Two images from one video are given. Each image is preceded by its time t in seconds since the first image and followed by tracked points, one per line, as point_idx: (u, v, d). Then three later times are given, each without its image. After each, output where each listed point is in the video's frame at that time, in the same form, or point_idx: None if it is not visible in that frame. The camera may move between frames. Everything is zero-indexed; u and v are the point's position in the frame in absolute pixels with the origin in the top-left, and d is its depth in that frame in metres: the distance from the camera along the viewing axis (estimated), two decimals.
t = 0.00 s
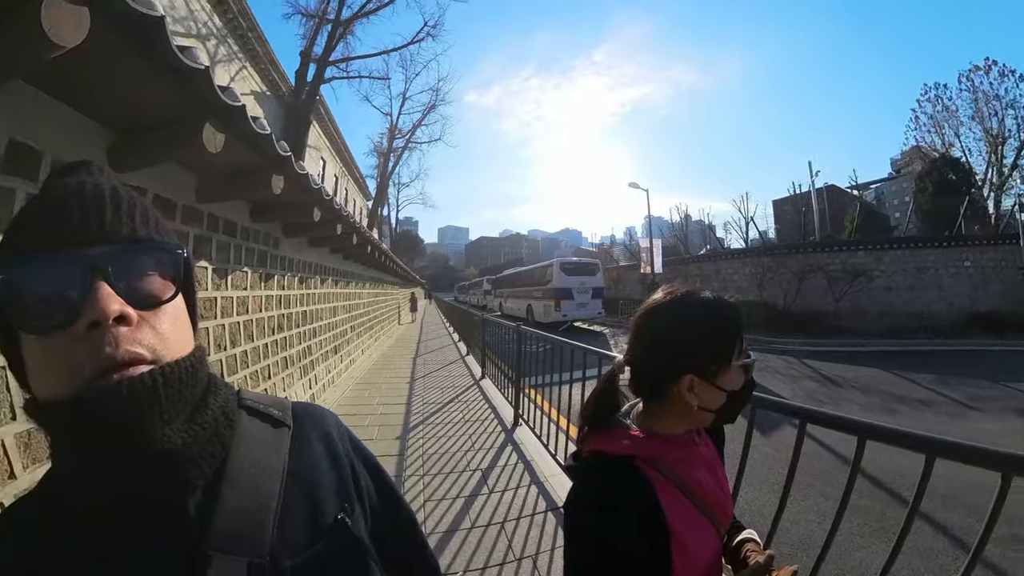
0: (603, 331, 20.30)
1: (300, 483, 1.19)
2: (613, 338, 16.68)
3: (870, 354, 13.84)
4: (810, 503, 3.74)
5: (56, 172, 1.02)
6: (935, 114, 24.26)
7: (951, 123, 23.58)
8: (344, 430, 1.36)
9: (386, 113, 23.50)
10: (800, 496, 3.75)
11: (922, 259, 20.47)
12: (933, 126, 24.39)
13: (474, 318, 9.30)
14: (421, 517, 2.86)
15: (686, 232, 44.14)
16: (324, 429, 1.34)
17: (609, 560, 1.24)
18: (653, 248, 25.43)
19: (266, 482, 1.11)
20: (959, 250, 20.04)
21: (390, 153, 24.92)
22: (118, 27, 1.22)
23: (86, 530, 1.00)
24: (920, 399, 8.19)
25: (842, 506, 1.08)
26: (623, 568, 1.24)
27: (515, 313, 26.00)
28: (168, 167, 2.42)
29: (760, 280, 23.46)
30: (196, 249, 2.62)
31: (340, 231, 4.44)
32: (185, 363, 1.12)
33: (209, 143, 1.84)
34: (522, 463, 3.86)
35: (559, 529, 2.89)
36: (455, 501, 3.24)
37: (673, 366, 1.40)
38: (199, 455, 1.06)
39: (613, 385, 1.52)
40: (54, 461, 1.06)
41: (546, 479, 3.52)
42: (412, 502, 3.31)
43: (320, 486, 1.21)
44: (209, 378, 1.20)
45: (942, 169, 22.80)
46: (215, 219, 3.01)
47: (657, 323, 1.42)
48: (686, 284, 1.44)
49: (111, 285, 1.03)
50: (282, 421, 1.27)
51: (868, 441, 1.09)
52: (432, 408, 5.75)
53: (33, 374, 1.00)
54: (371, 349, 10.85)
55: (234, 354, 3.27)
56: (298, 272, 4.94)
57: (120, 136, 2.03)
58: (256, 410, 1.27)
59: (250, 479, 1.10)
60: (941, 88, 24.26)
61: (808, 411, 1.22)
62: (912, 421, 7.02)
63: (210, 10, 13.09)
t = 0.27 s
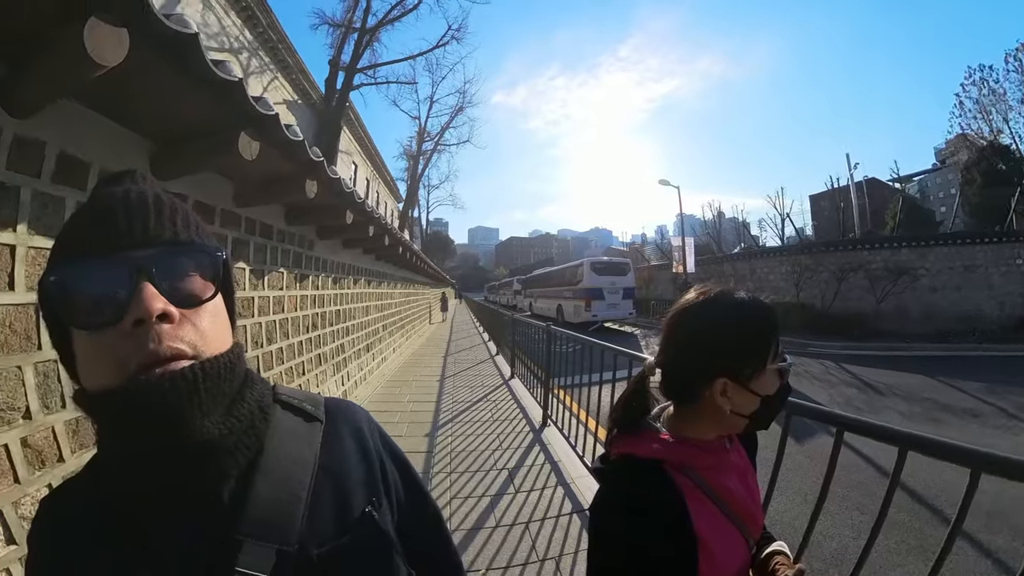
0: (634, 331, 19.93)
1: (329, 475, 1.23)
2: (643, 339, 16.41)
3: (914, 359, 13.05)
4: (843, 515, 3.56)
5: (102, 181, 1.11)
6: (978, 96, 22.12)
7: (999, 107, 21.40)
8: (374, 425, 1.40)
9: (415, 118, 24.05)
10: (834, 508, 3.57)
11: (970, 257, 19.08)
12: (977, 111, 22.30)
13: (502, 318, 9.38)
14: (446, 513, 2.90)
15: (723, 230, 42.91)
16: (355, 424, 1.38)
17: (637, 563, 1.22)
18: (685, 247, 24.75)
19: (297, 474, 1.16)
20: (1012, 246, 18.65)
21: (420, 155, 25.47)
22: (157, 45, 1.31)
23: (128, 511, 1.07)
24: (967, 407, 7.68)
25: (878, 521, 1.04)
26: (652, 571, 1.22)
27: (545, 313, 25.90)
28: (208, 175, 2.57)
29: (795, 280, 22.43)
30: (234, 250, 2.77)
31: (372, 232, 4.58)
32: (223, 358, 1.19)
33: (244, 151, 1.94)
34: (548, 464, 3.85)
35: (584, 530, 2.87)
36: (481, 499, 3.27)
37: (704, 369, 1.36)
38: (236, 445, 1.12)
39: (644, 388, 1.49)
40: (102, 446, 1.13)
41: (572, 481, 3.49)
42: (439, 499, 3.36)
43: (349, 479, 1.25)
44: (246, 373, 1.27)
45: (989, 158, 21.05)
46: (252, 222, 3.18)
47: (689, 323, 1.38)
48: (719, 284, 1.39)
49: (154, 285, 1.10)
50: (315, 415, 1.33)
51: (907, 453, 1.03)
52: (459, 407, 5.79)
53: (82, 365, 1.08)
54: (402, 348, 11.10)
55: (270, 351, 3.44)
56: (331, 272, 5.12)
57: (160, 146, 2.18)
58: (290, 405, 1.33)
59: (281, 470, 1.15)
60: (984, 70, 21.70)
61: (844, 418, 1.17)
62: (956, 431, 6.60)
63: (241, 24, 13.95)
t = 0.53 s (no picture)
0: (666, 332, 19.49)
1: (359, 469, 1.27)
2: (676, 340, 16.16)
3: (962, 364, 12.36)
4: (878, 530, 3.39)
5: (145, 190, 1.20)
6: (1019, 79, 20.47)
7: None
8: (404, 423, 1.44)
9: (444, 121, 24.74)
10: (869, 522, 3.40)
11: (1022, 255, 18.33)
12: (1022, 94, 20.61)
13: (532, 318, 9.44)
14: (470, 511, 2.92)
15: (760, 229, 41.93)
16: (385, 421, 1.42)
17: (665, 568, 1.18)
18: (718, 246, 24.13)
19: (327, 466, 1.21)
20: None
21: (449, 156, 26.26)
22: (192, 60, 1.40)
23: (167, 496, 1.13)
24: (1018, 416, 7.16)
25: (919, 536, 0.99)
26: None
27: (575, 313, 25.86)
28: (246, 181, 2.71)
29: (835, 279, 22.33)
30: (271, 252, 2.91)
31: (403, 233, 4.72)
32: (259, 354, 1.25)
33: (278, 157, 2.05)
34: (575, 465, 3.81)
35: (608, 534, 2.83)
36: (507, 498, 3.28)
37: (737, 372, 1.31)
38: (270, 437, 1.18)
39: (675, 390, 1.46)
40: (146, 435, 1.20)
41: (598, 484, 3.44)
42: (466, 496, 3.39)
43: (377, 473, 1.29)
44: (282, 370, 1.33)
45: None
46: (288, 225, 3.32)
47: (722, 323, 1.33)
48: (754, 284, 1.34)
49: (195, 285, 1.18)
50: (346, 411, 1.37)
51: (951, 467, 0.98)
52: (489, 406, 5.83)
53: (128, 359, 1.17)
54: (433, 346, 11.32)
55: (305, 348, 3.59)
56: (364, 272, 5.32)
57: (199, 155, 2.33)
58: (323, 402, 1.38)
59: (313, 462, 1.20)
60: None
61: (885, 427, 1.11)
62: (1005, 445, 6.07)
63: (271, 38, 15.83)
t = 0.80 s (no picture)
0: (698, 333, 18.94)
1: (390, 462, 1.33)
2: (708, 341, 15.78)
3: (1006, 369, 11.51)
4: (911, 548, 3.22)
5: (191, 198, 1.29)
6: None
7: None
8: (435, 419, 1.49)
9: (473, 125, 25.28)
10: (902, 538, 3.24)
11: None
12: None
13: (561, 318, 9.44)
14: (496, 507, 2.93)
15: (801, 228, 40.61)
16: (417, 417, 1.47)
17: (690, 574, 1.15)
18: (752, 245, 23.59)
19: (359, 459, 1.26)
20: None
21: (479, 159, 26.72)
22: (231, 77, 1.50)
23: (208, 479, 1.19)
24: None
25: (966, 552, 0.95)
26: None
27: (606, 313, 25.51)
28: (283, 188, 2.86)
29: (873, 279, 21.23)
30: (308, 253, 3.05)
31: (434, 235, 4.84)
32: (297, 350, 1.32)
33: (315, 164, 2.16)
34: (602, 466, 3.76)
35: (634, 536, 2.78)
36: (533, 497, 3.28)
37: (771, 376, 1.26)
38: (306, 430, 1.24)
39: (704, 392, 1.42)
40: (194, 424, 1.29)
41: (626, 486, 3.38)
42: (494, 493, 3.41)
43: (407, 466, 1.33)
44: (319, 365, 1.40)
45: None
46: (325, 228, 3.46)
47: (757, 324, 1.28)
48: (790, 284, 1.29)
49: (238, 286, 1.26)
50: (379, 406, 1.43)
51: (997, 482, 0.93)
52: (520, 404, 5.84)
53: (176, 354, 1.26)
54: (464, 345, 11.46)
55: (341, 345, 3.73)
56: (397, 273, 5.50)
57: (239, 164, 2.48)
58: (358, 396, 1.44)
59: (346, 454, 1.26)
60: None
61: (928, 438, 1.07)
62: None
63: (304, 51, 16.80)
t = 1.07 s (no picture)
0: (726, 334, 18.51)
1: (423, 453, 1.40)
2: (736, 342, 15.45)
3: None
4: (942, 565, 3.08)
5: (241, 205, 1.42)
6: None
7: None
8: (467, 413, 1.55)
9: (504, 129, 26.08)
10: (932, 554, 3.10)
11: None
12: None
13: (592, 317, 9.45)
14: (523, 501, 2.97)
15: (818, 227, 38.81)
16: (450, 411, 1.53)
17: None
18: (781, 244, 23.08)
19: (394, 450, 1.34)
20: None
21: (509, 164, 27.42)
22: (272, 93, 1.62)
23: (253, 463, 1.27)
24: None
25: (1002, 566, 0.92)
26: None
27: (635, 313, 25.22)
28: (326, 195, 3.04)
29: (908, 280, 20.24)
30: (349, 255, 3.21)
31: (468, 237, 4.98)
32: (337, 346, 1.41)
33: (353, 172, 2.26)
34: (626, 465, 3.75)
35: (658, 536, 2.76)
36: (558, 492, 3.31)
37: (801, 378, 1.23)
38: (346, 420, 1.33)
39: (733, 394, 1.41)
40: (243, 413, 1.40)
41: (651, 485, 3.36)
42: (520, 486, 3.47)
43: (439, 458, 1.40)
44: (359, 360, 1.48)
45: None
46: (365, 232, 3.64)
47: (786, 324, 1.25)
48: (822, 284, 1.26)
49: (284, 286, 1.36)
50: (415, 400, 1.50)
51: None
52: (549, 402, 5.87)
53: (229, 348, 1.38)
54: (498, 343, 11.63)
55: (380, 341, 3.90)
56: (434, 274, 5.68)
57: (285, 173, 2.66)
58: (395, 390, 1.52)
59: (382, 444, 1.33)
60: None
61: (963, 447, 1.03)
62: None
63: (340, 67, 18.56)
